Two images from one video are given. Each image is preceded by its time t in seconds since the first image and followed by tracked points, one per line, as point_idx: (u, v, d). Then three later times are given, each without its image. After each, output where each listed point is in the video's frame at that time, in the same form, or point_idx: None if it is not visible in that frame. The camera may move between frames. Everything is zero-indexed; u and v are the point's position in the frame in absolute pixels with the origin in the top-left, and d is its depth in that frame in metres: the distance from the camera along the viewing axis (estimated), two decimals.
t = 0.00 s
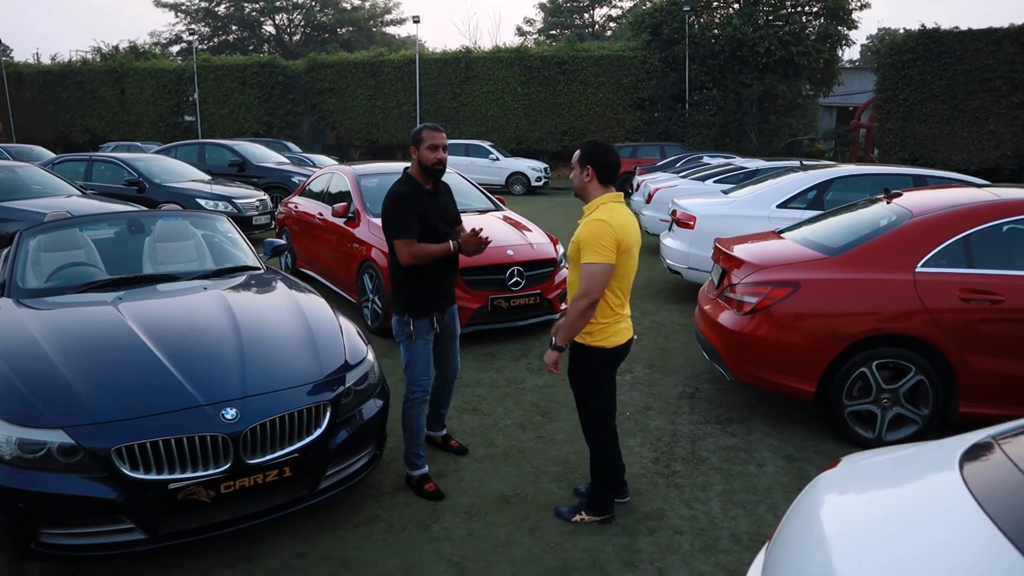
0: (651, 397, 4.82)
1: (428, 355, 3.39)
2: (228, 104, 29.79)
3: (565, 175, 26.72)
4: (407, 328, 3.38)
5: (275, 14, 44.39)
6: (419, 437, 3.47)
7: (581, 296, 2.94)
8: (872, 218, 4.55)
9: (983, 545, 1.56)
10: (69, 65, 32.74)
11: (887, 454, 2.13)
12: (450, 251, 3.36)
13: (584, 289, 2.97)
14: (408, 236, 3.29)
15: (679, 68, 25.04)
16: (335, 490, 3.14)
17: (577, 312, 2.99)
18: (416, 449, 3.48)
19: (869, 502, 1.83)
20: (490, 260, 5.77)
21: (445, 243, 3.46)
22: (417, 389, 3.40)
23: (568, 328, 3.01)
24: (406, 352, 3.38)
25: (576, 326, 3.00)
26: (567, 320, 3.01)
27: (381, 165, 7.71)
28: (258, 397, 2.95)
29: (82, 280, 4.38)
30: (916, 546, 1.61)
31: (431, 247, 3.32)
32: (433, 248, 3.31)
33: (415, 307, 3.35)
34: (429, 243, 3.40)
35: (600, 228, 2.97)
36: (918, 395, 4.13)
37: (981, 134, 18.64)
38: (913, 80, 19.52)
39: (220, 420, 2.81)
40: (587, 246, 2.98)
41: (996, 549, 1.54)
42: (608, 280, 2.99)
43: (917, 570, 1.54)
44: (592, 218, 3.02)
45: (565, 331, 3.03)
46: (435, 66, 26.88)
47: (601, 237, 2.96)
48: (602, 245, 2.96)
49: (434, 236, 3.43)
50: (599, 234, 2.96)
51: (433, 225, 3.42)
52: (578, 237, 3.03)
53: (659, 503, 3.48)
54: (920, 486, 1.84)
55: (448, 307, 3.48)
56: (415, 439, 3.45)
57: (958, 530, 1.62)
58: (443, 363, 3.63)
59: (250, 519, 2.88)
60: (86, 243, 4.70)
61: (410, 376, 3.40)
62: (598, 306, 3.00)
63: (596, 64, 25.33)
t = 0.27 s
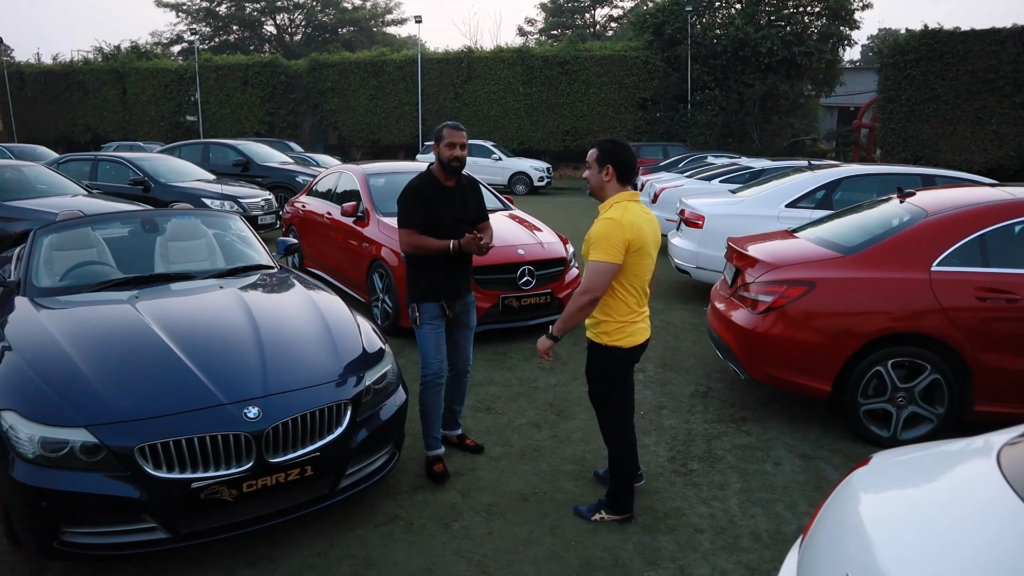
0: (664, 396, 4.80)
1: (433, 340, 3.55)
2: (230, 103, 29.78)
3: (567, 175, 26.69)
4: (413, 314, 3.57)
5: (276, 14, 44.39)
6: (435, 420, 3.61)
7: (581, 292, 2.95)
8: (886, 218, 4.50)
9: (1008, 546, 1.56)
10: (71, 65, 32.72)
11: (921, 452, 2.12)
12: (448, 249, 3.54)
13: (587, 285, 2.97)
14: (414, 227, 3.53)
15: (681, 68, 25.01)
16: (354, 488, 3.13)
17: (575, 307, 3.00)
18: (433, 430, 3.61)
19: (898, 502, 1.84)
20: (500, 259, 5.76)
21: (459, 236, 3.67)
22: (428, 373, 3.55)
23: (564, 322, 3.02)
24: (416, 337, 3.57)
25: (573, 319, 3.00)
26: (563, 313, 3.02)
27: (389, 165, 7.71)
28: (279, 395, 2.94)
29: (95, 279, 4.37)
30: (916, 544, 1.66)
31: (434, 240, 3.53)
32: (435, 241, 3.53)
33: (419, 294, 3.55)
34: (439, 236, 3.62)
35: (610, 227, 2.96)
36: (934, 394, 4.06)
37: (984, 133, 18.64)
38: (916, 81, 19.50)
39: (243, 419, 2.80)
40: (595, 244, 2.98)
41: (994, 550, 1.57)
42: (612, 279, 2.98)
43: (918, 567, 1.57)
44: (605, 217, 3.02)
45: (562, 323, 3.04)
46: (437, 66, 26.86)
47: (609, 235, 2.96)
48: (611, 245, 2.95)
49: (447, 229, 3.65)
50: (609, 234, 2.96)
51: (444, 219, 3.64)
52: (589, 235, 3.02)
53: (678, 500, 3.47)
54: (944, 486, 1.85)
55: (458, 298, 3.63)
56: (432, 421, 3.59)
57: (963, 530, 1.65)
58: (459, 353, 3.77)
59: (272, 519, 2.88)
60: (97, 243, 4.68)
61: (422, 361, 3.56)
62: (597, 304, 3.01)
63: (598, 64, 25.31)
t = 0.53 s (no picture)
0: (673, 395, 4.79)
1: (430, 332, 3.81)
2: (231, 104, 29.76)
3: (569, 175, 26.67)
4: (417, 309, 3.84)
5: (277, 15, 44.37)
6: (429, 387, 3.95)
7: (605, 290, 2.93)
8: (895, 217, 4.48)
9: None
10: (71, 65, 32.69)
11: (942, 450, 2.12)
12: (439, 236, 3.69)
13: (611, 283, 2.95)
14: (410, 220, 3.73)
15: (682, 68, 24.99)
16: (365, 489, 3.12)
17: (601, 306, 2.97)
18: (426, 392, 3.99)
19: (916, 502, 1.84)
20: (507, 258, 5.75)
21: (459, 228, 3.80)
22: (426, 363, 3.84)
23: (592, 322, 3.01)
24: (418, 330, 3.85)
25: (600, 318, 2.99)
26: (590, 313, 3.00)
27: (393, 165, 7.69)
28: (291, 395, 2.93)
29: (103, 279, 4.36)
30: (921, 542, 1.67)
31: (425, 231, 3.71)
32: (428, 231, 3.70)
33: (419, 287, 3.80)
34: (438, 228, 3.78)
35: (629, 225, 2.96)
36: (944, 392, 4.03)
37: (986, 132, 18.64)
38: (917, 80, 19.48)
39: (255, 419, 2.80)
40: (616, 242, 2.96)
41: (996, 550, 1.58)
42: (634, 276, 2.97)
43: (922, 563, 1.59)
44: (621, 215, 3.01)
45: (590, 323, 3.03)
46: (438, 66, 26.84)
47: (629, 233, 2.94)
48: (630, 242, 2.94)
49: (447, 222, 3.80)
50: (628, 231, 2.95)
51: (443, 211, 3.79)
52: (607, 233, 3.01)
53: (689, 499, 3.46)
54: (961, 486, 1.85)
55: (458, 292, 3.80)
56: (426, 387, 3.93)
57: (968, 529, 1.66)
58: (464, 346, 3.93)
59: (284, 518, 2.87)
60: (104, 243, 4.67)
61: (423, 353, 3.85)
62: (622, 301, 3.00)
63: (599, 64, 25.29)
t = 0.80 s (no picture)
0: (674, 393, 4.74)
1: (411, 324, 3.92)
2: (230, 103, 29.70)
3: (568, 174, 26.61)
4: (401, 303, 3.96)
5: (276, 15, 44.33)
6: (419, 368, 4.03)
7: (632, 283, 2.91)
8: (899, 213, 4.43)
9: None
10: (70, 65, 32.62)
11: (949, 449, 2.09)
12: (405, 234, 3.72)
13: (635, 276, 2.93)
14: (387, 219, 3.82)
15: (682, 67, 24.93)
16: (364, 488, 3.08)
17: (628, 299, 2.95)
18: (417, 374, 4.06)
19: (927, 501, 1.81)
20: (506, 256, 5.71)
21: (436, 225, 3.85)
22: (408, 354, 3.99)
23: (619, 315, 2.98)
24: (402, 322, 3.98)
25: (626, 311, 2.97)
26: (617, 307, 2.97)
27: (392, 163, 7.65)
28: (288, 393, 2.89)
29: (99, 277, 4.32)
30: (921, 541, 1.66)
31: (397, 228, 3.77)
32: (397, 229, 3.76)
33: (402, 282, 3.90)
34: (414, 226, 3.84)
35: (648, 217, 2.96)
36: (948, 390, 3.97)
37: (986, 131, 18.61)
38: (917, 78, 19.42)
39: (250, 417, 2.75)
40: (637, 235, 2.95)
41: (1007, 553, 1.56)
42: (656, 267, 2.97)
43: (931, 563, 1.57)
44: (637, 208, 3.01)
45: (617, 317, 2.99)
46: (437, 65, 26.79)
47: (647, 225, 2.95)
48: (650, 234, 2.95)
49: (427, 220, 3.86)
50: (647, 222, 2.95)
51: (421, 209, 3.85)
52: (624, 226, 3.00)
53: (691, 498, 3.41)
54: (972, 488, 1.81)
55: (438, 288, 3.86)
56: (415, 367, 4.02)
57: (970, 531, 1.65)
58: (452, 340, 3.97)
59: (281, 518, 2.83)
60: (100, 240, 4.63)
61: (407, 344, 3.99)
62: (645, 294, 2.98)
63: (598, 63, 25.23)
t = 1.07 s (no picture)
0: (674, 396, 4.65)
1: (398, 319, 3.90)
2: (228, 103, 29.60)
3: (567, 174, 26.51)
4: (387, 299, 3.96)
5: (275, 14, 44.23)
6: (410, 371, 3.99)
7: (652, 280, 2.93)
8: (902, 213, 4.35)
9: None
10: (68, 65, 32.52)
11: (960, 461, 2.02)
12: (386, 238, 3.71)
13: (653, 273, 2.96)
14: (367, 220, 3.81)
15: (681, 66, 24.82)
16: (353, 496, 2.99)
17: (648, 295, 2.96)
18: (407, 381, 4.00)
19: (937, 515, 1.73)
20: (504, 257, 5.62)
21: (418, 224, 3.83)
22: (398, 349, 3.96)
23: (637, 311, 2.98)
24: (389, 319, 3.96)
25: (645, 307, 2.98)
26: (634, 303, 2.97)
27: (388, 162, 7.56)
28: (274, 400, 2.80)
29: (86, 279, 4.23)
30: (930, 559, 1.58)
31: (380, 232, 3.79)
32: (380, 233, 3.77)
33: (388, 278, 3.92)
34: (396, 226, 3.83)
35: (663, 214, 3.00)
36: (953, 394, 3.88)
37: (987, 130, 18.52)
38: (918, 77, 19.33)
39: (235, 425, 2.66)
40: (655, 231, 2.98)
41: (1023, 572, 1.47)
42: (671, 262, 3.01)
43: None
44: (650, 204, 3.04)
45: (636, 313, 2.99)
46: (436, 65, 26.68)
47: (663, 222, 2.99)
48: (666, 231, 2.98)
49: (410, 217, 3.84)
50: (663, 219, 2.99)
51: (401, 207, 3.83)
52: (639, 223, 3.02)
53: (691, 506, 3.32)
54: (983, 503, 1.74)
55: (424, 282, 3.88)
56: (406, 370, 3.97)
57: (984, 549, 1.57)
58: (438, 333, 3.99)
59: (268, 528, 2.74)
60: (89, 242, 4.54)
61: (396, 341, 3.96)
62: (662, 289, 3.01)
63: (598, 63, 25.14)
